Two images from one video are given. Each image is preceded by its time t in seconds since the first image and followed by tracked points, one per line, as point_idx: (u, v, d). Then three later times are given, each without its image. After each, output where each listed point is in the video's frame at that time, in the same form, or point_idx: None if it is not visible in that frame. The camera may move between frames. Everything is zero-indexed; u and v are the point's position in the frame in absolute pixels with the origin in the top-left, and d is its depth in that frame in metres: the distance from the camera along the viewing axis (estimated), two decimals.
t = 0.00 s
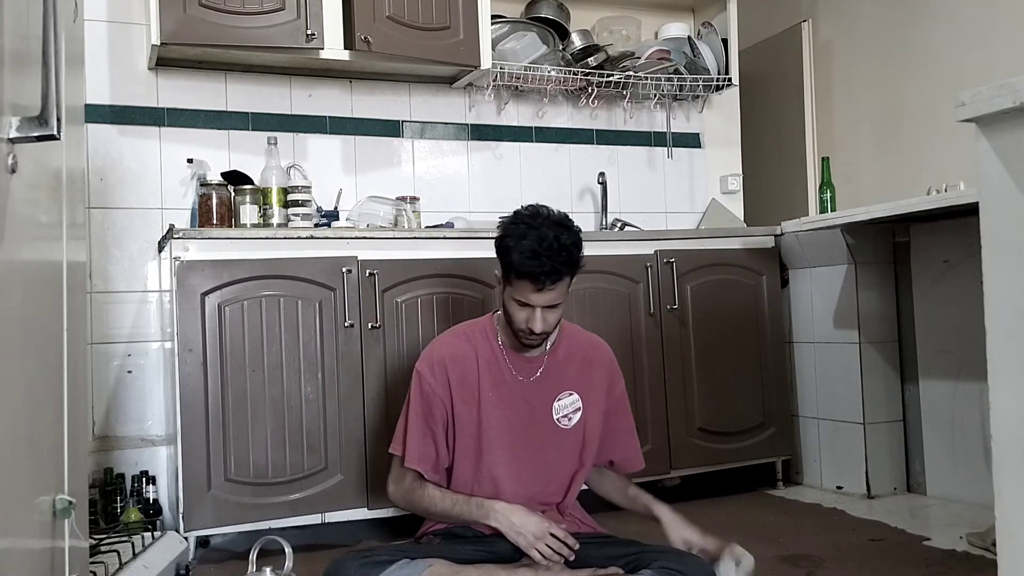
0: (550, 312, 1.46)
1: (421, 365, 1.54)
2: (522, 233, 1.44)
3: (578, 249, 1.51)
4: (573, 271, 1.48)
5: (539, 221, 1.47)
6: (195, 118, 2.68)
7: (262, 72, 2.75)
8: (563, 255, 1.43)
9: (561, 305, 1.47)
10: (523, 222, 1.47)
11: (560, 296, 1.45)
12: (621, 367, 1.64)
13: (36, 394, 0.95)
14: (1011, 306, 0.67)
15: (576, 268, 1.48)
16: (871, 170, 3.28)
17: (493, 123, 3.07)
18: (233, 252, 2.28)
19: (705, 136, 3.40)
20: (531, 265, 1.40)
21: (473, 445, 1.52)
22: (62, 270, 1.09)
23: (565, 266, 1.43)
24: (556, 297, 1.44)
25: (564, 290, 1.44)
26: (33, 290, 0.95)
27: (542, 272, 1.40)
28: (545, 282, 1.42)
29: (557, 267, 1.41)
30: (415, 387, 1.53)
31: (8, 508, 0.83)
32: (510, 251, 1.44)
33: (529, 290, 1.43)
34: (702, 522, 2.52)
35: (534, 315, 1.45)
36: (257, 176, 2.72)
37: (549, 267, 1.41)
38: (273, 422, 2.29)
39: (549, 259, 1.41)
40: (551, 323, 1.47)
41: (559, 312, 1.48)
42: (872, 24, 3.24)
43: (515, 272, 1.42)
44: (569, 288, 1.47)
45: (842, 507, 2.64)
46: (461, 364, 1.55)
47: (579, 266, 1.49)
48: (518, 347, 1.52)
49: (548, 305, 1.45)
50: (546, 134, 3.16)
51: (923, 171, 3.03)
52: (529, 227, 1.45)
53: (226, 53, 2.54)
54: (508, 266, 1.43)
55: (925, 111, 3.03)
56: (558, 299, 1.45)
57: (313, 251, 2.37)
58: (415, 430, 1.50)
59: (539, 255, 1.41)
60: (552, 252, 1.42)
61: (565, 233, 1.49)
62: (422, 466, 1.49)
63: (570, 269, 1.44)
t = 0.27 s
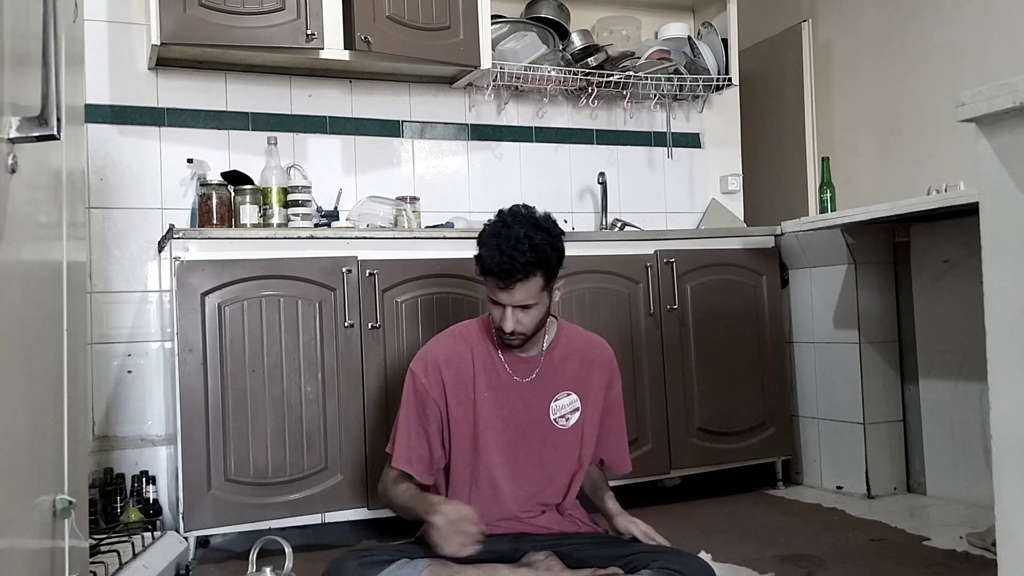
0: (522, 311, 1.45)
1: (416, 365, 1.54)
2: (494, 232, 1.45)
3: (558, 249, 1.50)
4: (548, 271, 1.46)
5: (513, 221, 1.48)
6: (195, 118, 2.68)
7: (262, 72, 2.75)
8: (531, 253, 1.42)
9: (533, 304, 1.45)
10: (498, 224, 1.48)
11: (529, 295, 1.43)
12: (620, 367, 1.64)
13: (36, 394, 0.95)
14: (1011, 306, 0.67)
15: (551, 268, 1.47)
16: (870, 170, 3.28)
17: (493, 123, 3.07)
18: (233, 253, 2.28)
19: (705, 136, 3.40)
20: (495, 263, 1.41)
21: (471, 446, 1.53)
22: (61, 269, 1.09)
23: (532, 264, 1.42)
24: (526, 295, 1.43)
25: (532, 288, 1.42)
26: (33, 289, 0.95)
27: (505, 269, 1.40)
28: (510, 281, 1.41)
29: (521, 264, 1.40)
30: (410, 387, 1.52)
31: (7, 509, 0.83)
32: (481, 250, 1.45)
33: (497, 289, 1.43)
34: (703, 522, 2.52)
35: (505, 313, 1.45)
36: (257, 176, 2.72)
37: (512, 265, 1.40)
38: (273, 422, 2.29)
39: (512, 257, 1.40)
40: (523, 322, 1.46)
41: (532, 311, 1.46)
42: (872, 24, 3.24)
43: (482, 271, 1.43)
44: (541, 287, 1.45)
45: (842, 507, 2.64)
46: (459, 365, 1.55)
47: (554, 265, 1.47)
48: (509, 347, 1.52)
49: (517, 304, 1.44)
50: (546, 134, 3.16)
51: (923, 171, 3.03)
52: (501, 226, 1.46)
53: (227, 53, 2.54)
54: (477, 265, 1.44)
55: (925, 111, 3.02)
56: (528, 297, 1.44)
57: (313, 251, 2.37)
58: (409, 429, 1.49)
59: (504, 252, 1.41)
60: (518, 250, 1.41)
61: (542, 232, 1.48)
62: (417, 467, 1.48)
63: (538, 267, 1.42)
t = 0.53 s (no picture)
0: (496, 312, 1.43)
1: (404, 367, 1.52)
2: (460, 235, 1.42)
3: (530, 246, 1.45)
4: (519, 270, 1.41)
5: (481, 221, 1.44)
6: (195, 118, 2.68)
7: (262, 72, 2.75)
8: (497, 253, 1.39)
9: (507, 304, 1.42)
10: (468, 224, 1.44)
11: (499, 296, 1.40)
12: (613, 361, 1.64)
13: (36, 394, 0.95)
14: (1013, 306, 0.67)
15: (524, 266, 1.42)
16: (870, 170, 3.28)
17: (493, 123, 3.07)
18: (233, 253, 2.28)
19: (705, 136, 3.40)
20: (460, 267, 1.38)
21: (465, 448, 1.53)
22: (61, 269, 1.09)
23: (499, 264, 1.38)
24: (497, 296, 1.40)
25: (502, 289, 1.39)
26: (33, 289, 0.95)
27: (471, 272, 1.37)
28: (478, 282, 1.38)
29: (486, 266, 1.37)
30: (396, 386, 1.49)
31: (7, 509, 0.83)
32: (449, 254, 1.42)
33: (468, 293, 1.41)
34: (703, 522, 2.52)
35: (479, 316, 1.43)
36: (258, 176, 2.72)
37: (479, 267, 1.37)
38: (273, 422, 2.29)
39: (479, 259, 1.37)
40: (499, 323, 1.43)
41: (506, 312, 1.43)
42: (872, 24, 3.24)
43: (450, 273, 1.40)
44: (512, 287, 1.41)
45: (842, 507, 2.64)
46: (449, 368, 1.55)
47: (526, 262, 1.43)
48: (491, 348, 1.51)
49: (488, 305, 1.41)
50: (546, 134, 3.16)
51: (923, 171, 3.03)
52: (468, 228, 1.43)
53: (227, 53, 2.55)
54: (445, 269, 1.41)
55: (926, 111, 3.02)
56: (500, 298, 1.41)
57: (314, 251, 2.37)
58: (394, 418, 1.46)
59: (470, 254, 1.38)
60: (483, 251, 1.38)
61: (510, 230, 1.44)
62: (410, 469, 1.45)
63: (508, 268, 1.39)
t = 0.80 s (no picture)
0: (473, 322, 1.41)
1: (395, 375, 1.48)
2: (428, 247, 1.40)
3: (502, 250, 1.42)
4: (490, 277, 1.38)
5: (448, 230, 1.41)
6: (195, 117, 2.68)
7: (262, 72, 2.75)
8: (464, 263, 1.36)
9: (482, 313, 1.40)
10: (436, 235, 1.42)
11: (472, 305, 1.38)
12: (604, 358, 1.65)
13: (36, 394, 0.95)
14: (1013, 306, 0.67)
15: (496, 272, 1.39)
16: (870, 170, 3.28)
17: (493, 123, 3.07)
18: (233, 253, 2.28)
19: (705, 136, 3.40)
20: (429, 281, 1.36)
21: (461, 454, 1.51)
22: (61, 270, 1.09)
23: (467, 275, 1.35)
24: (470, 306, 1.38)
25: (473, 299, 1.36)
26: (33, 288, 0.95)
27: (440, 286, 1.35)
28: (448, 295, 1.36)
29: (453, 278, 1.34)
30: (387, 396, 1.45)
31: (7, 508, 0.83)
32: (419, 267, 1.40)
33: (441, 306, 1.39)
34: (702, 522, 2.52)
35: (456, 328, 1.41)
36: (258, 176, 2.72)
37: (446, 279, 1.34)
38: (273, 423, 2.29)
39: (445, 271, 1.34)
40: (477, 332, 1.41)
41: (484, 321, 1.41)
42: (872, 24, 3.24)
43: (419, 287, 1.38)
44: (485, 295, 1.38)
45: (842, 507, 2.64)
46: (441, 373, 1.52)
47: (498, 268, 1.39)
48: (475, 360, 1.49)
49: (463, 316, 1.39)
50: (546, 134, 3.16)
51: (923, 171, 3.03)
52: (436, 238, 1.40)
53: (227, 53, 2.55)
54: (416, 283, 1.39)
55: (926, 111, 3.02)
56: (473, 307, 1.38)
57: (314, 251, 2.37)
58: (395, 430, 1.39)
59: (438, 267, 1.35)
60: (450, 263, 1.35)
61: (478, 237, 1.41)
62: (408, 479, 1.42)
63: (477, 277, 1.36)
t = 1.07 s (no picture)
0: (472, 348, 1.37)
1: (391, 383, 1.46)
2: (421, 277, 1.32)
3: (496, 276, 1.37)
4: (487, 304, 1.33)
5: (440, 258, 1.34)
6: (195, 117, 2.68)
7: (262, 72, 2.75)
8: (461, 294, 1.30)
9: (482, 340, 1.36)
10: (427, 262, 1.35)
11: (471, 334, 1.33)
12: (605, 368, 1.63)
13: (35, 394, 0.95)
14: (1015, 307, 0.67)
15: (492, 300, 1.34)
16: (871, 170, 3.28)
17: (493, 123, 3.07)
18: (233, 253, 2.28)
19: (705, 136, 3.40)
20: (426, 315, 1.29)
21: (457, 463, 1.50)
22: (61, 270, 1.09)
23: (466, 306, 1.29)
24: (469, 335, 1.33)
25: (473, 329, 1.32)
26: (33, 289, 0.95)
27: (439, 320, 1.29)
28: (446, 327, 1.30)
29: (452, 312, 1.28)
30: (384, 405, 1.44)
31: (7, 508, 0.83)
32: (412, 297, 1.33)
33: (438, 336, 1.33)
34: (702, 522, 2.52)
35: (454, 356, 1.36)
36: (258, 176, 2.72)
37: (443, 312, 1.28)
38: (273, 423, 2.29)
39: (442, 304, 1.28)
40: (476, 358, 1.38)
41: (482, 346, 1.38)
42: (872, 24, 3.24)
43: (412, 320, 1.31)
44: (483, 324, 1.34)
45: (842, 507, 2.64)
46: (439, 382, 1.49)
47: (495, 295, 1.35)
48: (469, 378, 1.47)
49: (461, 344, 1.35)
50: (546, 134, 3.16)
51: (923, 171, 3.03)
52: (428, 267, 1.33)
53: (227, 53, 2.55)
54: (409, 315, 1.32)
55: (926, 111, 3.02)
56: (472, 336, 1.34)
57: (314, 251, 2.37)
58: (390, 442, 1.38)
59: (434, 301, 1.29)
60: (447, 295, 1.29)
61: (472, 264, 1.35)
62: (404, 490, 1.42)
63: (475, 307, 1.31)
